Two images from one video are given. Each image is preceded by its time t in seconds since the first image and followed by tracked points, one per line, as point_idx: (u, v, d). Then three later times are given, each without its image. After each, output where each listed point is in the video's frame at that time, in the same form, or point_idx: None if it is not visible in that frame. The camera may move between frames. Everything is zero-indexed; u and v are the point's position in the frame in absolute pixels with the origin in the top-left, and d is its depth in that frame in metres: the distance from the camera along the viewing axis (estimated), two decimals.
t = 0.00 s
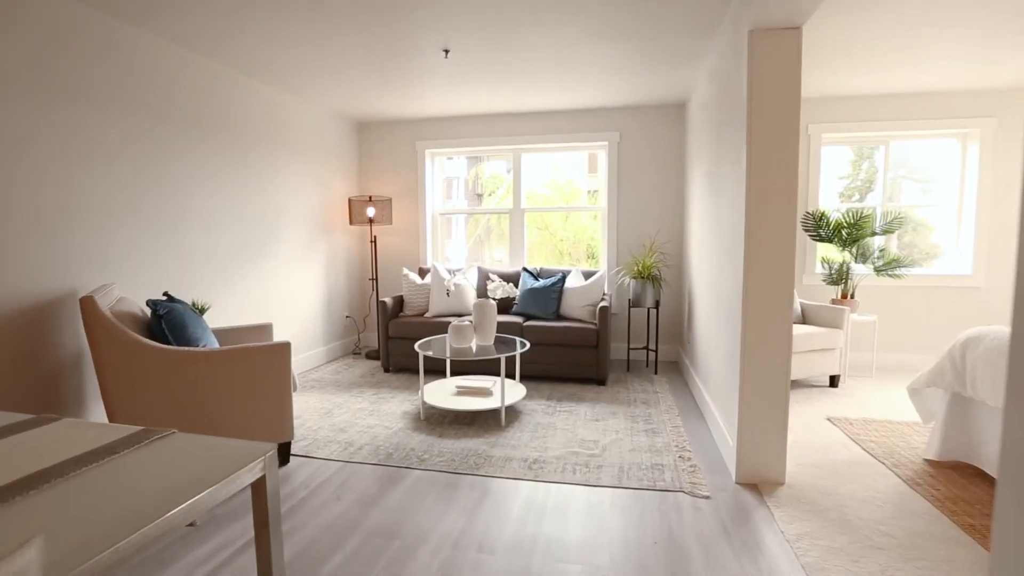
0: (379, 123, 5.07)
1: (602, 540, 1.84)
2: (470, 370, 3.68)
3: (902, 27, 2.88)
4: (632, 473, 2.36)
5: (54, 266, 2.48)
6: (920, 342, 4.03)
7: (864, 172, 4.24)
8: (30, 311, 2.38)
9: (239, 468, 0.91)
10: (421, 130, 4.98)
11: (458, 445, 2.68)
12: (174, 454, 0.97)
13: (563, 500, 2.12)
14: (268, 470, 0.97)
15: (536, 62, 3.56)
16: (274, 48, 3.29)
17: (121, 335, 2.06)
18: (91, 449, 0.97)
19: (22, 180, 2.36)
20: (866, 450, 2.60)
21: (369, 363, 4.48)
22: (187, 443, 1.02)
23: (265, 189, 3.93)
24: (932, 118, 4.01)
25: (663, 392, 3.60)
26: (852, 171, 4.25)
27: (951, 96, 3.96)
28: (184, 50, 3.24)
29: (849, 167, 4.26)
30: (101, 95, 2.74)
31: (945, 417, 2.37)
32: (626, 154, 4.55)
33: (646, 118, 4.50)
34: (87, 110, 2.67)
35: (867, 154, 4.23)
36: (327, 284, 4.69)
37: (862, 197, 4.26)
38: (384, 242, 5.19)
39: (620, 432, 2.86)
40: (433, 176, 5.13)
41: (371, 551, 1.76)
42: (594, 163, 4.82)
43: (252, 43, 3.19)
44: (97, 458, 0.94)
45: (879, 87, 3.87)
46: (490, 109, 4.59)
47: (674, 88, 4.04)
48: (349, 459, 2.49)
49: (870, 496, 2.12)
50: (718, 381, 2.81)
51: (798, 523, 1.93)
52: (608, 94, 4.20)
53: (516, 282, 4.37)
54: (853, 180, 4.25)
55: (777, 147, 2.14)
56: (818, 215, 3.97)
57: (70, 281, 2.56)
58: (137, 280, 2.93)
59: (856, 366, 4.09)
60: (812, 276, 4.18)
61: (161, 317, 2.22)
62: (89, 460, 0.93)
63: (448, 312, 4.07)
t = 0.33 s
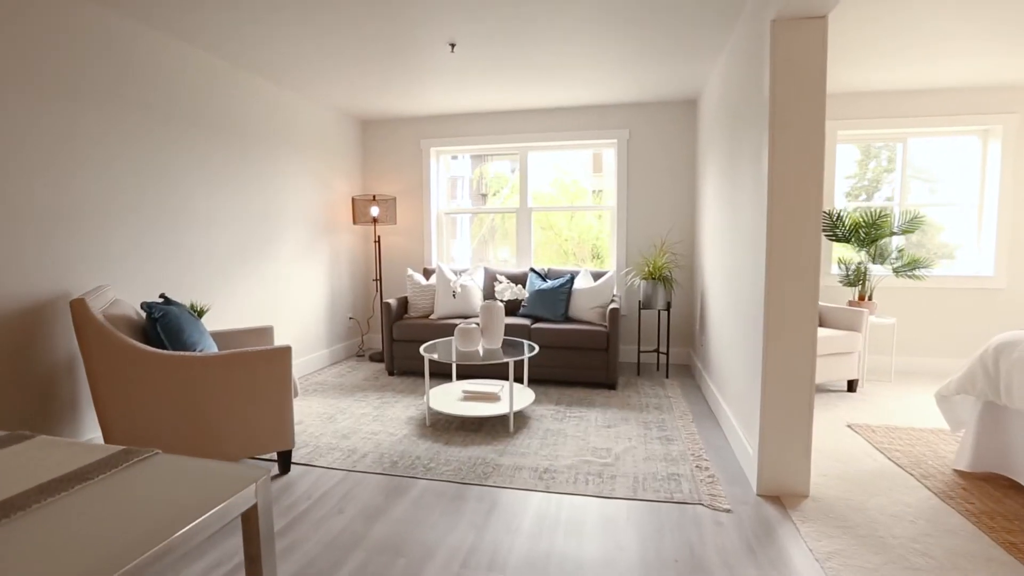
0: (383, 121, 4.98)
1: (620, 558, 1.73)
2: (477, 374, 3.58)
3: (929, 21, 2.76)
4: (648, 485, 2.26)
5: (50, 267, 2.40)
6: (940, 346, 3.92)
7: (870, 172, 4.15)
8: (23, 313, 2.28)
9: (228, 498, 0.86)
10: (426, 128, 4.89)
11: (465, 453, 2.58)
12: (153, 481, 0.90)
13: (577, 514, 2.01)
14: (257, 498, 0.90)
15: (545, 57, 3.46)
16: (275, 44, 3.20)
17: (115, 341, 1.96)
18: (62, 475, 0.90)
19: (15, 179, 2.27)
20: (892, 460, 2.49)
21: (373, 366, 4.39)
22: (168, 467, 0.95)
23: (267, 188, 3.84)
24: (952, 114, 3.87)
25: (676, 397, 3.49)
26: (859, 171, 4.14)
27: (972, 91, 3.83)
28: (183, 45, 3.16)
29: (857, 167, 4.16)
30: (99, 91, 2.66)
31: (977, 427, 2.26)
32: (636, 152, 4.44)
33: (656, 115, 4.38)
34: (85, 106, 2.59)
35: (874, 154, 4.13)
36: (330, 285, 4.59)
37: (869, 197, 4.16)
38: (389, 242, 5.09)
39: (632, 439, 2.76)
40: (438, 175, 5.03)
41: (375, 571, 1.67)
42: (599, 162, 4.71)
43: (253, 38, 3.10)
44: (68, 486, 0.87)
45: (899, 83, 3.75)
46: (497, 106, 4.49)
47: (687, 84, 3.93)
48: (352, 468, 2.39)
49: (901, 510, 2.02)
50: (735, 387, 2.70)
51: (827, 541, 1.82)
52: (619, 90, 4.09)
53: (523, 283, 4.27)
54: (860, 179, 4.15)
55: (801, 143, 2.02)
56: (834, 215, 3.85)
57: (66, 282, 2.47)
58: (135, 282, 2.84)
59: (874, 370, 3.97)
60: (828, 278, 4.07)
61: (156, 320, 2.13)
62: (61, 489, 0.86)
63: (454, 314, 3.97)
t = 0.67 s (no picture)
0: (387, 118, 4.89)
1: None
2: (484, 378, 3.48)
3: (956, 11, 2.65)
4: (665, 496, 2.15)
5: (45, 266, 2.31)
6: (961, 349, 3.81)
7: (875, 172, 4.06)
8: (14, 314, 2.19)
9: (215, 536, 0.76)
10: (432, 125, 4.79)
11: (472, 461, 2.48)
12: (133, 513, 0.81)
13: (592, 527, 1.91)
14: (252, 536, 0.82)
15: (554, 50, 3.36)
16: (277, 37, 3.11)
17: (107, 345, 1.86)
18: (29, 506, 0.80)
19: (6, 175, 2.18)
20: (919, 469, 2.39)
21: (377, 369, 4.30)
22: (151, 497, 0.85)
23: (268, 187, 3.76)
24: (974, 109, 3.75)
25: (688, 401, 3.39)
26: (864, 171, 4.06)
27: (994, 86, 3.71)
28: (183, 39, 3.07)
29: (861, 167, 4.07)
30: (95, 86, 2.57)
31: (1011, 436, 2.16)
32: (646, 150, 4.34)
33: (667, 111, 4.28)
34: (81, 100, 2.50)
35: (879, 153, 4.04)
36: (333, 286, 4.50)
37: (872, 198, 4.08)
38: (393, 242, 5.00)
39: (646, 447, 2.66)
40: (443, 174, 4.94)
41: None
42: (602, 162, 4.63)
43: (254, 31, 3.01)
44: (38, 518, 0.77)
45: (919, 77, 3.63)
46: (504, 102, 4.40)
47: (699, 78, 3.83)
48: (355, 478, 2.30)
49: (934, 525, 1.91)
50: (753, 393, 2.60)
51: (859, 559, 1.71)
52: (629, 85, 3.99)
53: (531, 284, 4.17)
54: (864, 180, 4.07)
55: (828, 137, 1.91)
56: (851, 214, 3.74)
57: (61, 282, 2.38)
58: (133, 282, 2.75)
59: (892, 374, 3.86)
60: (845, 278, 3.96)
61: (151, 324, 2.03)
62: (29, 522, 0.76)
63: (460, 316, 3.88)
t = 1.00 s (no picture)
0: (391, 115, 4.79)
1: None
2: (491, 382, 3.39)
3: (986, 3, 2.55)
4: (683, 508, 2.05)
5: (36, 266, 2.22)
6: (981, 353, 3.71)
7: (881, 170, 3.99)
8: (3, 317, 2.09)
9: None
10: (437, 122, 4.70)
11: (480, 470, 2.38)
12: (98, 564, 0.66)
13: (610, 543, 1.81)
14: None
15: (566, 43, 3.26)
16: (279, 31, 3.01)
17: (101, 351, 1.78)
18: None
19: None
20: (948, 480, 2.28)
21: (380, 372, 4.20)
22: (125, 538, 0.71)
23: (269, 185, 3.66)
24: (996, 106, 3.65)
25: (701, 406, 3.29)
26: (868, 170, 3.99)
27: (1017, 83, 3.61)
28: (182, 32, 2.98)
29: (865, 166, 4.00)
30: (91, 80, 2.48)
31: None
32: (657, 148, 4.24)
33: (679, 108, 4.18)
34: (75, 94, 2.41)
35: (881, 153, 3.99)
36: (335, 287, 4.40)
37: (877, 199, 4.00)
38: (397, 242, 4.90)
39: (661, 455, 2.56)
40: (448, 172, 4.84)
41: None
42: (605, 162, 4.54)
43: (256, 24, 2.91)
44: None
45: (941, 72, 3.53)
46: (511, 99, 4.30)
47: (714, 74, 3.72)
48: (359, 488, 2.20)
49: (971, 542, 1.81)
50: (774, 399, 2.49)
51: None
52: (641, 81, 3.89)
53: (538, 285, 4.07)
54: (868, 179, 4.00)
55: (860, 133, 1.82)
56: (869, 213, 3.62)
57: (54, 283, 2.29)
58: (128, 284, 2.66)
59: (910, 378, 3.75)
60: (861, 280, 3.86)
61: (145, 328, 1.93)
62: None
63: (465, 318, 3.78)
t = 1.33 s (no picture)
0: (394, 112, 4.69)
1: None
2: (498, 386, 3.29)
3: None
4: (703, 522, 1.96)
5: (26, 268, 2.12)
6: (1002, 357, 3.60)
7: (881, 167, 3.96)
8: None
9: None
10: (442, 120, 4.59)
11: (489, 480, 2.28)
12: None
13: (628, 561, 1.71)
14: None
15: (575, 37, 3.15)
16: (279, 24, 2.91)
17: (92, 359, 1.69)
18: None
19: None
20: (979, 492, 2.17)
21: (383, 375, 4.11)
22: None
23: (269, 184, 3.57)
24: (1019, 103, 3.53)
25: (715, 412, 3.19)
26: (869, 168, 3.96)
27: None
28: (179, 25, 2.88)
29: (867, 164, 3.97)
30: (84, 73, 2.38)
31: None
32: (666, 145, 4.14)
33: (691, 105, 4.08)
34: (69, 90, 2.32)
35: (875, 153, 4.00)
36: (336, 288, 4.31)
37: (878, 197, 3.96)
38: (400, 242, 4.80)
39: (676, 464, 2.46)
40: (452, 171, 4.74)
41: None
42: (607, 161, 4.45)
43: (255, 16, 2.80)
44: None
45: (963, 68, 3.41)
46: (517, 96, 4.20)
47: (728, 69, 3.61)
48: (363, 499, 2.10)
49: (1010, 560, 1.71)
50: (795, 407, 2.39)
51: None
52: (651, 77, 3.79)
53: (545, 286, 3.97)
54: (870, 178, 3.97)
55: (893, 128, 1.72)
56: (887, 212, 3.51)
57: (46, 285, 2.20)
58: (123, 286, 2.56)
59: (929, 382, 3.64)
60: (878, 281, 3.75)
61: (137, 333, 1.84)
62: None
63: (471, 320, 3.68)
